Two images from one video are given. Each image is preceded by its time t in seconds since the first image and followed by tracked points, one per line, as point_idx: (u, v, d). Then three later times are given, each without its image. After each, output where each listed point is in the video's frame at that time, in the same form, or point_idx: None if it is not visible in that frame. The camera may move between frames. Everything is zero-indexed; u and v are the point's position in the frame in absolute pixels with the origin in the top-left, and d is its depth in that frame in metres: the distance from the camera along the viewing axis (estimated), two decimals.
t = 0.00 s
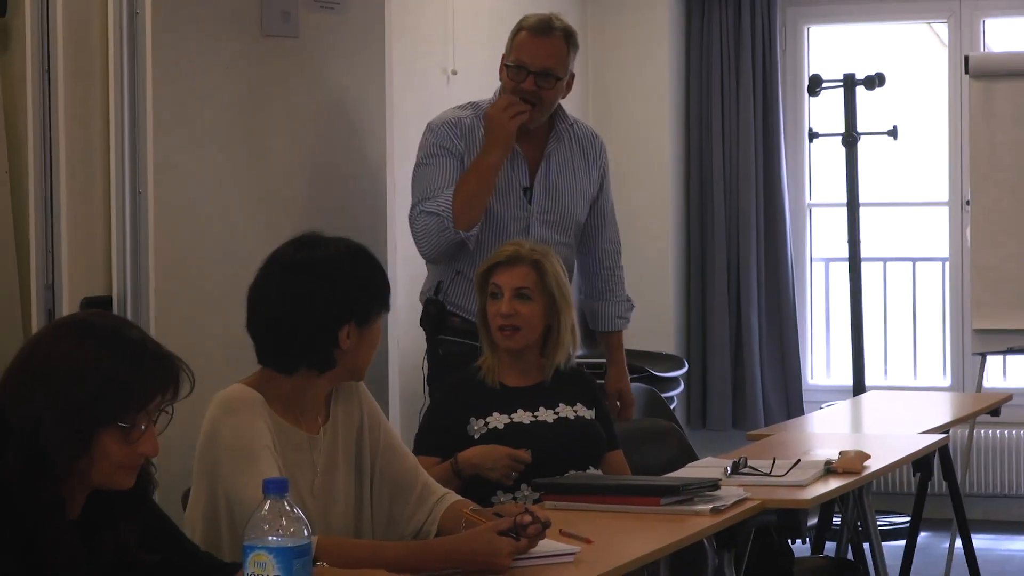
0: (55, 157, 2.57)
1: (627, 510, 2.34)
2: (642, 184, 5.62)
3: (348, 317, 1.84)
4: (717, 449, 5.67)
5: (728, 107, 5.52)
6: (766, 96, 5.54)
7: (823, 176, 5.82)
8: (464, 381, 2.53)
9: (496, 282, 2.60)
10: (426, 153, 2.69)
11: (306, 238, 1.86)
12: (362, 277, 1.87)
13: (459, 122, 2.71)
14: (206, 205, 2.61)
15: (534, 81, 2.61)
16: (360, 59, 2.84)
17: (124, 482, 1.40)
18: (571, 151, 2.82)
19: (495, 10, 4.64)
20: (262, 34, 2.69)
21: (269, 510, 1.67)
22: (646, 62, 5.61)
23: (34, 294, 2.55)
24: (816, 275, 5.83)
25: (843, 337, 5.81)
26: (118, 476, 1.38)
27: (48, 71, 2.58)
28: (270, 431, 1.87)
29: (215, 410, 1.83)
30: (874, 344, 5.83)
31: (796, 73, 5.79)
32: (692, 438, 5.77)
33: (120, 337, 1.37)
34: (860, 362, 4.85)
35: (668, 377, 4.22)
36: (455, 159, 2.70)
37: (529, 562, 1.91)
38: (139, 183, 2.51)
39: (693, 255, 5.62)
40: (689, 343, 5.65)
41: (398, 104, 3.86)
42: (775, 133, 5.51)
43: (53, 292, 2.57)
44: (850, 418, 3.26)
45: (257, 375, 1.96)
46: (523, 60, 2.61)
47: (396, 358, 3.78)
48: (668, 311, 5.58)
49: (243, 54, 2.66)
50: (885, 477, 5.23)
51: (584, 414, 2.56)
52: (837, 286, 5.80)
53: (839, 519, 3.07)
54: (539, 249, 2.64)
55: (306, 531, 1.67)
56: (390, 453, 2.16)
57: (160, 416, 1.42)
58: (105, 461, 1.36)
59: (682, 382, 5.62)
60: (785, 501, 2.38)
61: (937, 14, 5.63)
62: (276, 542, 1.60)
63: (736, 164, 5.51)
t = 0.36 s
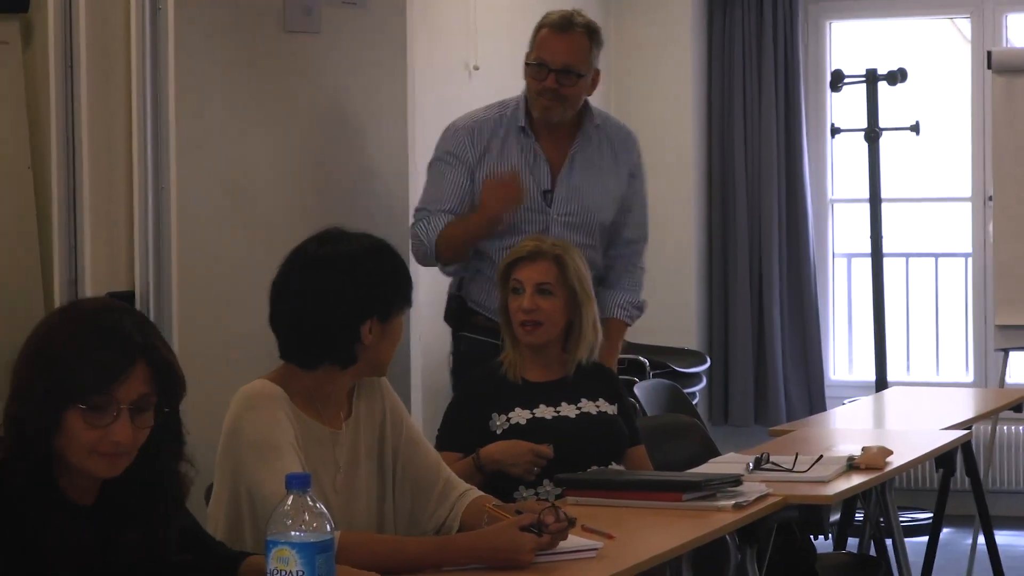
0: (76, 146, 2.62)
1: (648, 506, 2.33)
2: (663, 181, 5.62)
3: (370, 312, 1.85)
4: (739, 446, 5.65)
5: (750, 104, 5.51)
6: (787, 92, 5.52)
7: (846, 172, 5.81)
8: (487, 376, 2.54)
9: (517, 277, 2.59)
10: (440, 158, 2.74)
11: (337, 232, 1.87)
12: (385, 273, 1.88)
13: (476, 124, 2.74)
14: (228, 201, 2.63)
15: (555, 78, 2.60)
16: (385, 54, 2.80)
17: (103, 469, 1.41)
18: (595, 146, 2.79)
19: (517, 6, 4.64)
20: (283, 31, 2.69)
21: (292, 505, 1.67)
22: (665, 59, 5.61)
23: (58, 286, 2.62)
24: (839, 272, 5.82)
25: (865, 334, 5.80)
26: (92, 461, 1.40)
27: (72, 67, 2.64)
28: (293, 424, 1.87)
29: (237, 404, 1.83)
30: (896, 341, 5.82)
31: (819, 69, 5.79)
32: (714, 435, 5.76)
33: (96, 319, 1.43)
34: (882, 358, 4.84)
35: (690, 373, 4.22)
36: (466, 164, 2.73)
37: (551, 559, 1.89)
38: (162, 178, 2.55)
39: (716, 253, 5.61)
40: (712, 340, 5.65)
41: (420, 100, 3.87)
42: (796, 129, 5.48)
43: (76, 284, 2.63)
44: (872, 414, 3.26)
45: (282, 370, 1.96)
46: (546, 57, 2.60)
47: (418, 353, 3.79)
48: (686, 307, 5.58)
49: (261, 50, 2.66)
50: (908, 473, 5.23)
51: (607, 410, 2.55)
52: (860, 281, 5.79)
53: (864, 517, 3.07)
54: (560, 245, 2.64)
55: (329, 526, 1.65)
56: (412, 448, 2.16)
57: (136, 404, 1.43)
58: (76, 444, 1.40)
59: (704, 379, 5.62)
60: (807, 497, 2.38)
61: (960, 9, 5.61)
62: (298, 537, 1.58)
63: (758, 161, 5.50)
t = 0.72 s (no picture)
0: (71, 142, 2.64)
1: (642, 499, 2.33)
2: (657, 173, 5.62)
3: (363, 306, 1.84)
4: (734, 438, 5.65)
5: (744, 96, 5.50)
6: (782, 84, 5.52)
7: (840, 164, 5.81)
8: (483, 368, 2.54)
9: (513, 270, 2.59)
10: (441, 166, 2.76)
11: (331, 226, 1.86)
12: (377, 267, 1.87)
13: (476, 127, 2.75)
14: (222, 194, 2.63)
15: (551, 72, 2.59)
16: (383, 44, 2.78)
17: (59, 464, 1.42)
18: (592, 142, 2.77)
19: None
20: (277, 23, 2.69)
21: (286, 497, 1.66)
22: (660, 52, 5.62)
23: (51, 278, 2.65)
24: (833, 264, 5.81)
25: (860, 326, 5.79)
26: (46, 455, 1.41)
27: (65, 61, 2.67)
28: (286, 416, 1.86)
29: (230, 395, 1.82)
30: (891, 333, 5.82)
31: (813, 60, 5.79)
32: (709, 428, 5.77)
33: (46, 316, 1.45)
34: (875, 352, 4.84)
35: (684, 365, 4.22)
36: (467, 169, 2.75)
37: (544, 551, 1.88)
38: (156, 172, 2.56)
39: (710, 245, 5.61)
40: (706, 333, 5.65)
41: (414, 92, 3.87)
42: (791, 121, 5.48)
43: (69, 278, 2.69)
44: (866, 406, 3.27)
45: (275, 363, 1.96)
46: (543, 52, 2.58)
47: (413, 344, 3.80)
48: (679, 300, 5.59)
49: (253, 41, 2.66)
50: (902, 466, 5.23)
51: (601, 403, 2.55)
52: (853, 273, 5.78)
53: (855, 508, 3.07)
54: (555, 237, 2.63)
55: (322, 519, 1.64)
56: (406, 441, 2.15)
57: (86, 398, 1.44)
58: (28, 440, 1.41)
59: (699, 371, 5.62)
60: (800, 489, 2.38)
61: (954, 1, 5.60)
62: (291, 528, 1.59)
63: (752, 154, 5.49)
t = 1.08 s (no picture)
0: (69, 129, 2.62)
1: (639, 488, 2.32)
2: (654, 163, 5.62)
3: (361, 293, 1.85)
4: (730, 427, 5.66)
5: (741, 85, 5.50)
6: (779, 73, 5.52)
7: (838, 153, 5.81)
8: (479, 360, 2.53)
9: (510, 258, 2.58)
10: (441, 162, 2.71)
11: (326, 214, 1.86)
12: (373, 255, 1.87)
13: (473, 121, 2.71)
14: (219, 184, 2.64)
15: (546, 67, 2.56)
16: (379, 34, 2.78)
17: (49, 451, 1.50)
18: (587, 137, 2.75)
19: None
20: (274, 11, 2.69)
21: (283, 486, 1.68)
22: (657, 41, 5.61)
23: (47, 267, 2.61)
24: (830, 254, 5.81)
25: (857, 315, 5.80)
26: (34, 441, 1.49)
27: (61, 49, 2.62)
28: (284, 404, 1.85)
29: (228, 383, 1.80)
30: (888, 322, 5.82)
31: (810, 49, 5.78)
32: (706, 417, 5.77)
33: (39, 306, 1.51)
34: (872, 341, 4.84)
35: (680, 355, 4.23)
36: (467, 164, 2.71)
37: (541, 540, 1.88)
38: (153, 160, 2.56)
39: (707, 236, 5.61)
40: (703, 323, 5.65)
41: (410, 80, 3.86)
42: (788, 111, 5.48)
43: (67, 267, 2.63)
44: (863, 395, 3.27)
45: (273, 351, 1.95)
46: (536, 47, 2.55)
47: (409, 334, 3.80)
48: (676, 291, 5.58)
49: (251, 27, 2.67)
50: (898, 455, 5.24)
51: (597, 390, 2.55)
52: (850, 263, 5.78)
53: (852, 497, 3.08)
54: (552, 225, 2.62)
55: (320, 508, 1.65)
56: (403, 431, 2.15)
57: (77, 386, 1.52)
58: (19, 427, 1.48)
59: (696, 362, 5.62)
60: (797, 478, 2.38)
61: None
62: (288, 517, 1.59)
63: (748, 144, 5.49)
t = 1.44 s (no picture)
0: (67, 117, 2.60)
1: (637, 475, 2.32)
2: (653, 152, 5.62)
3: (358, 280, 1.84)
4: (729, 413, 5.67)
5: (740, 71, 5.49)
6: (778, 60, 5.51)
7: (837, 139, 5.80)
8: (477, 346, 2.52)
9: (510, 242, 2.57)
10: (444, 151, 2.67)
11: (321, 200, 1.84)
12: (368, 242, 1.86)
13: (479, 115, 2.66)
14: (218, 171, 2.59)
15: (566, 86, 2.45)
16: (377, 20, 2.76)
17: (46, 437, 1.52)
18: (592, 139, 2.72)
19: None
20: None
21: (282, 473, 1.68)
22: (657, 29, 5.60)
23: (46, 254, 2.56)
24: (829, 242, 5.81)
25: (856, 302, 5.80)
26: (33, 426, 1.51)
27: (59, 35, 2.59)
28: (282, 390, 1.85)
29: (226, 371, 1.80)
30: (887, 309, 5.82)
31: (809, 35, 5.78)
32: (705, 404, 5.78)
33: (37, 295, 1.51)
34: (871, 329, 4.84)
35: (679, 341, 4.23)
36: (472, 156, 2.67)
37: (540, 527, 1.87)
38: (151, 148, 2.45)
39: (707, 225, 5.61)
40: (702, 311, 5.65)
41: (408, 66, 3.86)
42: (788, 98, 5.47)
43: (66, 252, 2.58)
44: (861, 381, 3.27)
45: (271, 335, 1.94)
46: (558, 68, 2.42)
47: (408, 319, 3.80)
48: (675, 280, 5.59)
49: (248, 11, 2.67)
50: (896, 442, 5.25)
51: (595, 376, 2.55)
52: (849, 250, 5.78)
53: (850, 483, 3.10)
54: (553, 210, 2.62)
55: (318, 493, 1.65)
56: (402, 418, 2.15)
57: (76, 373, 1.54)
58: (17, 413, 1.50)
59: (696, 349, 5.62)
60: (796, 464, 2.37)
61: None
62: (287, 503, 1.59)
63: (747, 132, 5.48)
